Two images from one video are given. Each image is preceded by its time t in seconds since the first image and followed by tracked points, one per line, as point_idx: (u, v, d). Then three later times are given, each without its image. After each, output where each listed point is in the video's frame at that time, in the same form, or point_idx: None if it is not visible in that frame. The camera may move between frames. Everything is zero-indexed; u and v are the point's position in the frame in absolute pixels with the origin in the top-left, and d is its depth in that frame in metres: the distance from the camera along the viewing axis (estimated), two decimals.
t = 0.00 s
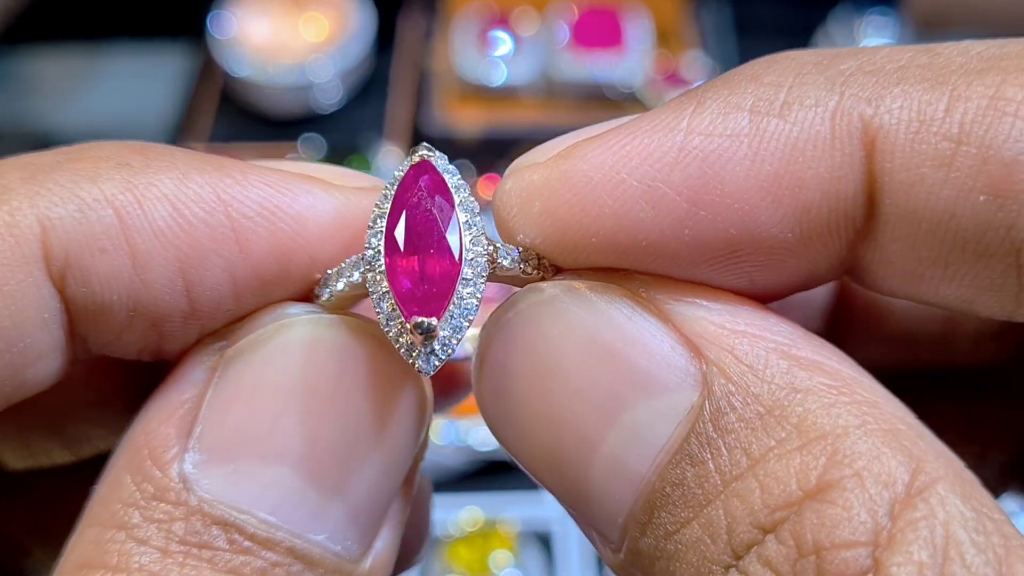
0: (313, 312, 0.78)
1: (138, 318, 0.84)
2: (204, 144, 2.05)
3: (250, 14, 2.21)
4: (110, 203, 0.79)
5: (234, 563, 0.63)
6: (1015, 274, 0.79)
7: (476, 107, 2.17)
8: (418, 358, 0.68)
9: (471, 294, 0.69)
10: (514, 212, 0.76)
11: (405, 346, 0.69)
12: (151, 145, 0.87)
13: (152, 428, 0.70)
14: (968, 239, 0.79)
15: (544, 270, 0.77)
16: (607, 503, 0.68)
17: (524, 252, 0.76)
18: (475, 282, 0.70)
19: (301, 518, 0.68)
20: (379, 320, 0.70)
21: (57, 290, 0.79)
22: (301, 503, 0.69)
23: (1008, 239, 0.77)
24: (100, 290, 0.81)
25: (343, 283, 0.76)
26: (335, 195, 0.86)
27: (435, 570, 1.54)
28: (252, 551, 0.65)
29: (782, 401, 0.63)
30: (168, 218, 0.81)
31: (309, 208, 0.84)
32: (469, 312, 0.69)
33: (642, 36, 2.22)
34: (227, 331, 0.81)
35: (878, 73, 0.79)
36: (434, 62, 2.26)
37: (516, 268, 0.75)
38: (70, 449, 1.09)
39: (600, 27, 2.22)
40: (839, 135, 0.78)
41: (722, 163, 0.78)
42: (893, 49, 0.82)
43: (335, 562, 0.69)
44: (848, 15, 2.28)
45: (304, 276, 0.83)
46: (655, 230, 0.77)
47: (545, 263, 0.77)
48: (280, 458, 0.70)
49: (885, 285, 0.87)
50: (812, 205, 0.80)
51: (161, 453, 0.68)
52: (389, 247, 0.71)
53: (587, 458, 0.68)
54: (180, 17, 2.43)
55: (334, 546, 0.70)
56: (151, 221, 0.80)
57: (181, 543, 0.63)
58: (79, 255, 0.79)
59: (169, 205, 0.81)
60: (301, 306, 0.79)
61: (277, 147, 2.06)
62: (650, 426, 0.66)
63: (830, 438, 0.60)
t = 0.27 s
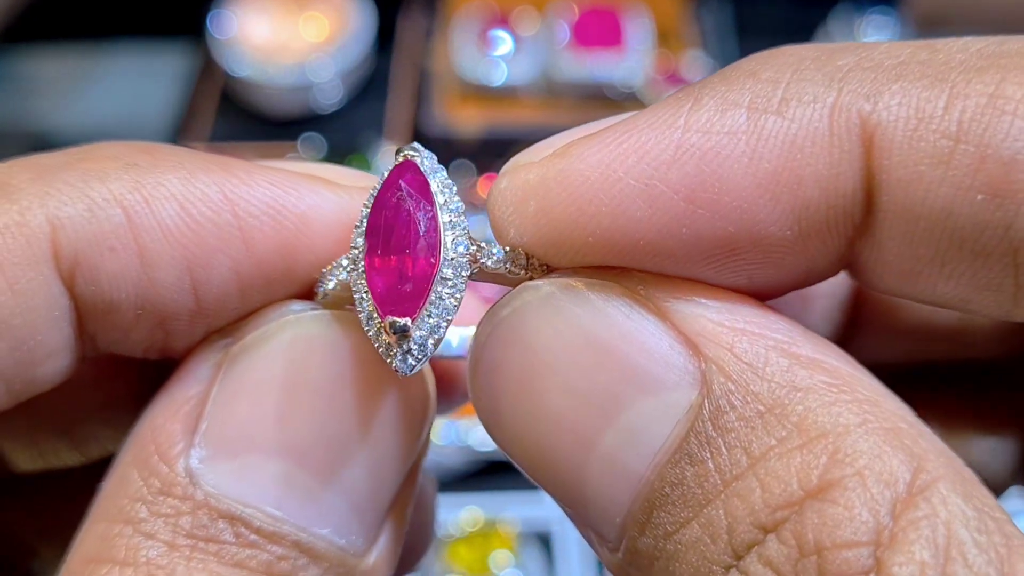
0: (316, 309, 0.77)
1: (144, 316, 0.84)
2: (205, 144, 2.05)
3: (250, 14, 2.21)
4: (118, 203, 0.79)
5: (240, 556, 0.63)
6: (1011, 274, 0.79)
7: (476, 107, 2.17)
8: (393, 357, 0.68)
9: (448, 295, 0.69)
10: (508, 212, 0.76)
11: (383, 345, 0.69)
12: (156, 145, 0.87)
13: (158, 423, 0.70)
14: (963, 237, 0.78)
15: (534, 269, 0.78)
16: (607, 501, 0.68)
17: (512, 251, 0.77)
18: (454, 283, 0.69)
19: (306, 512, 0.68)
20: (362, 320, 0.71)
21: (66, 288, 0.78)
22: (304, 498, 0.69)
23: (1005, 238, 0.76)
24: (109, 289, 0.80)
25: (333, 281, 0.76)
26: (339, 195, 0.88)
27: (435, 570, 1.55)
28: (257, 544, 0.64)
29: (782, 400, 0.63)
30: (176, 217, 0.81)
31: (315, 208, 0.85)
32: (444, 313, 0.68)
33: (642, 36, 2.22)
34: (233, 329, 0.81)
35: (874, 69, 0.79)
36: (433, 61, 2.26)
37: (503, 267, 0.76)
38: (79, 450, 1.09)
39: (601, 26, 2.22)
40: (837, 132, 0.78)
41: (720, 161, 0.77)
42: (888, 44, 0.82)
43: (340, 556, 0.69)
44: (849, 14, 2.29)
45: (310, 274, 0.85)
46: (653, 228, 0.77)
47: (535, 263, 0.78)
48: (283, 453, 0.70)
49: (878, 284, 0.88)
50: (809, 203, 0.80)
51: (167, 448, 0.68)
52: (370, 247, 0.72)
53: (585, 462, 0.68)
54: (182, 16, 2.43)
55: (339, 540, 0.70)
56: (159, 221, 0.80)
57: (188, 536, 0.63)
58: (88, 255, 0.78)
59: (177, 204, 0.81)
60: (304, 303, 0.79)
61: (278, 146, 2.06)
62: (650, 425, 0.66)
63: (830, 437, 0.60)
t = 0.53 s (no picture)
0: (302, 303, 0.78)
1: (130, 311, 0.85)
2: (205, 144, 2.06)
3: (250, 14, 2.22)
4: (101, 199, 0.80)
5: (226, 547, 0.64)
6: (990, 279, 0.80)
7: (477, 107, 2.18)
8: (377, 358, 0.70)
9: (433, 299, 0.69)
10: (494, 219, 0.77)
11: (367, 345, 0.71)
12: (139, 142, 0.88)
13: (144, 416, 0.71)
14: (943, 244, 0.80)
15: (521, 277, 0.79)
16: (593, 503, 0.69)
17: (497, 258, 0.78)
18: (439, 287, 0.70)
19: (291, 503, 0.70)
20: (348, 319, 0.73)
21: (50, 285, 0.80)
22: (290, 490, 0.70)
23: (983, 244, 0.78)
24: (92, 285, 0.82)
25: (320, 279, 0.78)
26: (323, 187, 0.88)
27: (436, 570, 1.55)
28: (244, 536, 0.65)
29: (767, 404, 0.64)
30: (159, 213, 0.82)
31: (298, 202, 0.85)
32: (429, 316, 0.69)
33: (642, 36, 2.23)
34: (217, 322, 0.81)
35: (857, 75, 0.80)
36: (433, 61, 2.27)
37: (490, 273, 0.77)
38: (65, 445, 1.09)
39: (600, 27, 2.22)
40: (818, 138, 0.79)
41: (703, 170, 0.79)
42: (868, 55, 0.83)
43: (324, 547, 0.70)
44: (848, 15, 2.29)
45: (294, 268, 0.85)
46: (636, 235, 0.78)
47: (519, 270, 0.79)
48: (270, 448, 0.71)
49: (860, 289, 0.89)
50: (790, 211, 0.81)
51: (154, 440, 0.69)
52: (359, 248, 0.73)
53: (572, 466, 0.69)
54: (182, 17, 2.45)
55: (324, 531, 0.71)
56: (142, 217, 0.81)
57: (173, 528, 0.64)
58: (71, 251, 0.79)
59: (159, 200, 0.82)
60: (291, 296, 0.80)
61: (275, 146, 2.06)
62: (635, 428, 0.67)
63: (814, 441, 0.61)
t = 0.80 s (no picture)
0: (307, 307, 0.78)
1: (129, 319, 0.83)
2: (205, 145, 2.06)
3: (250, 15, 2.22)
4: (99, 206, 0.79)
5: (229, 554, 0.65)
6: (992, 279, 0.80)
7: (477, 108, 2.18)
8: (400, 360, 0.69)
9: (456, 302, 0.70)
10: (505, 225, 0.78)
11: (388, 348, 0.70)
12: (134, 147, 0.86)
13: (146, 421, 0.72)
14: (945, 246, 0.80)
15: (533, 283, 0.80)
16: (604, 506, 0.69)
17: (513, 263, 0.78)
18: (461, 290, 0.70)
19: (295, 510, 0.70)
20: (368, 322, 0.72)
21: (46, 294, 0.78)
22: (294, 495, 0.71)
23: (984, 244, 0.78)
24: (90, 293, 0.80)
25: (332, 282, 0.77)
26: (323, 191, 0.86)
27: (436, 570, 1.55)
28: (246, 542, 0.66)
29: (772, 408, 0.64)
30: (157, 219, 0.80)
31: (298, 206, 0.84)
32: (451, 319, 0.69)
33: (642, 36, 2.23)
34: (221, 328, 0.81)
35: (859, 79, 0.81)
36: (433, 61, 2.27)
37: (507, 279, 0.77)
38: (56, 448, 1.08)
39: (601, 27, 2.23)
40: (822, 141, 0.80)
41: (710, 173, 0.79)
42: (869, 57, 0.84)
43: (328, 553, 0.70)
44: (848, 16, 2.30)
45: (295, 272, 0.83)
46: (645, 239, 0.79)
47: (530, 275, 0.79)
48: (275, 453, 0.71)
49: (865, 292, 0.89)
50: (797, 213, 0.81)
51: (157, 445, 0.69)
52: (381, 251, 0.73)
53: (583, 470, 0.70)
54: (183, 17, 2.45)
55: (328, 537, 0.71)
56: (141, 223, 0.80)
57: (177, 534, 0.65)
58: (69, 260, 0.78)
59: (158, 206, 0.81)
60: (296, 301, 0.80)
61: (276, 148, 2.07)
62: (642, 433, 0.68)
63: (820, 444, 0.62)
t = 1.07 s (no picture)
0: (297, 300, 0.78)
1: (112, 315, 0.83)
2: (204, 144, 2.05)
3: (250, 14, 2.21)
4: (79, 200, 0.78)
5: (218, 552, 0.64)
6: (978, 281, 0.79)
7: (476, 108, 2.17)
8: (422, 359, 0.68)
9: (476, 304, 0.71)
10: (504, 230, 0.78)
11: (407, 346, 0.68)
12: (115, 139, 0.85)
13: (132, 416, 0.71)
14: (932, 248, 0.79)
15: (535, 286, 0.79)
16: (600, 504, 0.68)
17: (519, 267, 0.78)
18: (480, 292, 0.71)
19: (284, 506, 0.69)
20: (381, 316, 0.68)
21: (27, 290, 0.78)
22: (284, 492, 0.70)
23: (972, 246, 0.76)
24: (72, 287, 0.80)
25: (340, 276, 0.75)
26: (308, 181, 0.84)
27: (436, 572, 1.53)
28: (236, 539, 0.65)
29: (764, 410, 0.63)
30: (138, 212, 0.79)
31: (283, 198, 0.83)
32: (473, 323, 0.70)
33: (642, 36, 2.22)
34: (209, 321, 0.80)
35: (849, 85, 0.80)
36: (434, 61, 2.26)
37: (514, 281, 0.76)
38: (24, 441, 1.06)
39: (600, 28, 2.22)
40: (813, 145, 0.79)
41: (703, 177, 0.78)
42: (861, 66, 0.83)
43: (318, 550, 0.69)
44: (848, 15, 2.29)
45: (279, 264, 0.82)
46: (640, 242, 0.78)
47: (533, 277, 0.79)
48: (265, 448, 0.70)
49: (855, 292, 0.88)
50: (789, 216, 0.80)
51: (144, 441, 0.68)
52: (402, 244, 0.69)
53: (580, 471, 0.69)
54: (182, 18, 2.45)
55: (317, 534, 0.70)
56: (122, 216, 0.79)
57: (164, 532, 0.64)
58: (49, 254, 0.77)
59: (139, 198, 0.79)
60: (285, 294, 0.80)
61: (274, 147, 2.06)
62: (638, 432, 0.67)
63: (812, 445, 0.61)
